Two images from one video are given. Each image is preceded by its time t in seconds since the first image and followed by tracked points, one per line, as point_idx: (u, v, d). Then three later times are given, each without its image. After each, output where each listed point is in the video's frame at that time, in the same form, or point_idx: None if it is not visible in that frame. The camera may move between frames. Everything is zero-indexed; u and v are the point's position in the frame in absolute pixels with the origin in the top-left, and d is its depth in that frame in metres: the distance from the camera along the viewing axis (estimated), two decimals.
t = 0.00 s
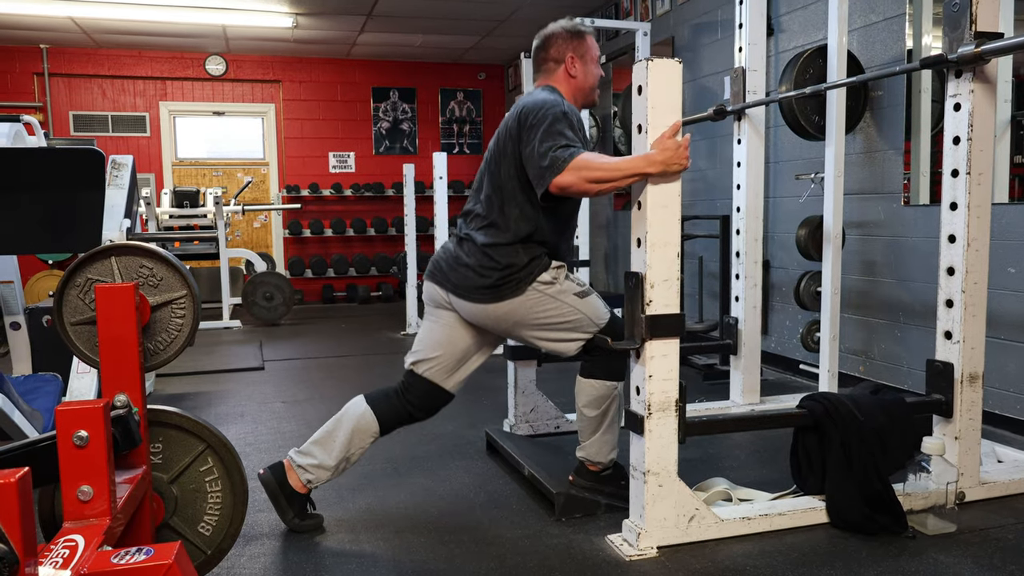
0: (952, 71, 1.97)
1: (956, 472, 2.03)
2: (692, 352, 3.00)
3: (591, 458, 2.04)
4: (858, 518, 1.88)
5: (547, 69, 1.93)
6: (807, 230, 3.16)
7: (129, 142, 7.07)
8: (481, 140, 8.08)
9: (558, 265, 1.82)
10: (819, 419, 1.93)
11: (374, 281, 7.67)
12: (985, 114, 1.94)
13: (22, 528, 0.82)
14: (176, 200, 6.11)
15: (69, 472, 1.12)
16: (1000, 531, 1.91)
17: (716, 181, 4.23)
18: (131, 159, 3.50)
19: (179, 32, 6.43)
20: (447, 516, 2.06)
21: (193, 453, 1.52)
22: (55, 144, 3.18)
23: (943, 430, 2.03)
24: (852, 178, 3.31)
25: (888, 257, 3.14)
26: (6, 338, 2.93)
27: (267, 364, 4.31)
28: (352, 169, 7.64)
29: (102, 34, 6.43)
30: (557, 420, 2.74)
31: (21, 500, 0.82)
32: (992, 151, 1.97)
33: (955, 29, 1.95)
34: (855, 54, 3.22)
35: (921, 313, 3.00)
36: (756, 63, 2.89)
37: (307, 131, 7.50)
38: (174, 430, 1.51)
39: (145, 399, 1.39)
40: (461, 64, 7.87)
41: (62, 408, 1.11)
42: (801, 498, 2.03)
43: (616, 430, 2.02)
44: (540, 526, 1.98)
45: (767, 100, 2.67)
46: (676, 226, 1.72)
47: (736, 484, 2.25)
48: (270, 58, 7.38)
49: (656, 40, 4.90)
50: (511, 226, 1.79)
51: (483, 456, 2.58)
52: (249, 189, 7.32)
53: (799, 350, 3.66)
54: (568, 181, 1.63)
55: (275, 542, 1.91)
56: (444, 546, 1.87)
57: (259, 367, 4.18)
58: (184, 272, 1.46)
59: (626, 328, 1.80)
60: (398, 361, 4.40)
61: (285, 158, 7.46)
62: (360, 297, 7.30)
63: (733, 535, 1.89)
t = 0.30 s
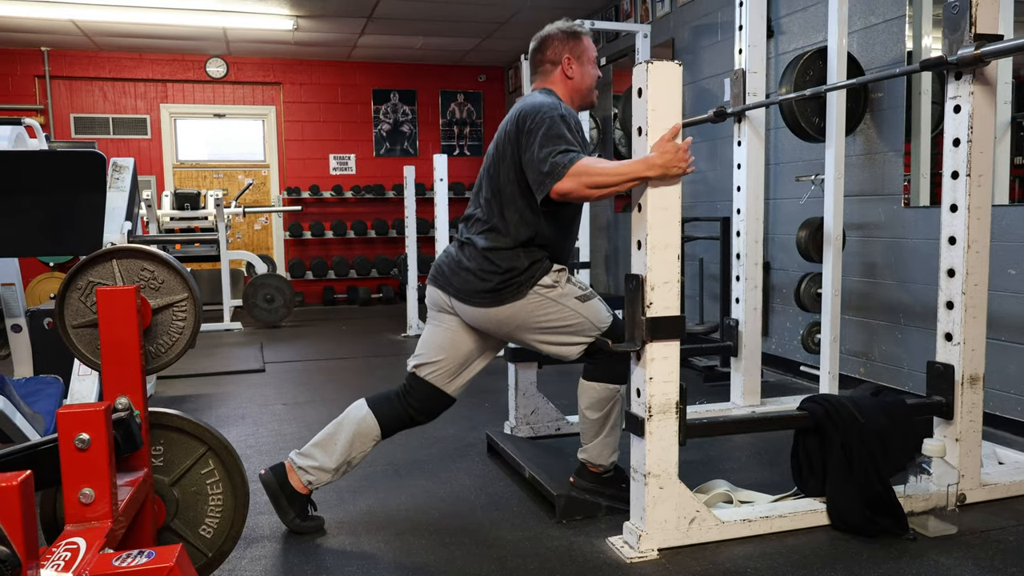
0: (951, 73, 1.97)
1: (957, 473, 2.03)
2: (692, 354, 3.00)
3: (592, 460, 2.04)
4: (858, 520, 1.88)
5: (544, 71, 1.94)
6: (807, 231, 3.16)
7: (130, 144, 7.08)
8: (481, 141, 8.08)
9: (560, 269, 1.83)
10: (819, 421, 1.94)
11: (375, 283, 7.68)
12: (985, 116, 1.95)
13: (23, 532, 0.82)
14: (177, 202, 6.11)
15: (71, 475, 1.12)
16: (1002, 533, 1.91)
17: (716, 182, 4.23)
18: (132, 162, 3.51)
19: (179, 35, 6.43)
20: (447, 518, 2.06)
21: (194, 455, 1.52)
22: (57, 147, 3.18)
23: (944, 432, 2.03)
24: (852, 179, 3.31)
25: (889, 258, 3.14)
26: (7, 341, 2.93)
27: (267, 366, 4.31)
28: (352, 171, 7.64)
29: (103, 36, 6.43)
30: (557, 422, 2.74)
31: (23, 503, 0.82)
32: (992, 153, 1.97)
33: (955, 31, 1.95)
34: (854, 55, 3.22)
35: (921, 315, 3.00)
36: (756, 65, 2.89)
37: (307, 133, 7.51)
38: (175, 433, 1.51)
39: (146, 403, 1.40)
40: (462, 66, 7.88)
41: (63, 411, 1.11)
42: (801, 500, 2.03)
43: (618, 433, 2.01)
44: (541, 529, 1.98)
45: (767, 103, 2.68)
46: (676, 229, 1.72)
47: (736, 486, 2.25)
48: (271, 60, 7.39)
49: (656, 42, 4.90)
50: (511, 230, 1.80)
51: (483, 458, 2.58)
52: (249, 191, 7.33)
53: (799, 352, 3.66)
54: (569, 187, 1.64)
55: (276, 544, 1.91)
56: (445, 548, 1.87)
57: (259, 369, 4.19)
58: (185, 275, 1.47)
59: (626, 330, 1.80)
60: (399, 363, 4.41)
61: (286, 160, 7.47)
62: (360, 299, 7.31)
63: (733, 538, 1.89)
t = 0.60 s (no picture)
0: (952, 73, 1.97)
1: (957, 472, 2.03)
2: (692, 353, 3.00)
3: (592, 458, 2.04)
4: (858, 519, 1.88)
5: (549, 110, 1.96)
6: (807, 231, 3.16)
7: (131, 144, 7.08)
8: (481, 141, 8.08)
9: (558, 293, 1.85)
10: (819, 419, 1.94)
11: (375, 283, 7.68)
12: (985, 115, 1.95)
13: (24, 530, 0.82)
14: (177, 202, 6.11)
15: (72, 474, 1.13)
16: (1001, 532, 1.91)
17: (716, 182, 4.23)
18: (133, 161, 3.51)
19: (180, 35, 6.44)
20: (448, 517, 2.07)
21: (195, 454, 1.52)
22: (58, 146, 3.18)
23: (944, 430, 2.03)
24: (852, 179, 3.31)
25: (889, 257, 3.14)
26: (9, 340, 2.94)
27: (268, 366, 4.32)
28: (352, 170, 7.64)
29: (104, 36, 6.44)
30: (558, 421, 2.74)
31: (24, 502, 0.83)
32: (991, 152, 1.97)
33: (954, 30, 1.95)
34: (855, 54, 3.22)
35: (921, 314, 3.01)
36: (755, 64, 2.89)
37: (308, 133, 7.51)
38: (177, 432, 1.52)
39: (148, 401, 1.40)
40: (462, 65, 7.88)
41: (65, 410, 1.12)
42: (801, 499, 2.04)
43: (622, 432, 2.02)
44: (541, 528, 1.99)
45: (767, 102, 2.68)
46: (676, 228, 1.72)
47: (736, 485, 2.26)
48: (271, 60, 7.39)
49: (656, 41, 4.90)
50: (510, 266, 1.82)
51: (483, 457, 2.59)
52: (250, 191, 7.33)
53: (799, 351, 3.66)
54: (576, 210, 1.66)
55: (277, 543, 1.91)
56: (445, 547, 1.87)
57: (260, 368, 4.19)
58: (186, 274, 1.47)
59: (626, 329, 1.81)
60: (399, 362, 4.41)
61: (286, 160, 7.47)
62: (360, 298, 7.31)
63: (733, 536, 1.89)
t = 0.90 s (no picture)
0: (951, 71, 1.97)
1: (956, 471, 2.03)
2: (691, 352, 3.01)
3: (593, 456, 2.04)
4: (857, 517, 1.88)
5: (549, 142, 1.98)
6: (807, 229, 3.16)
7: (130, 144, 7.08)
8: (481, 140, 8.08)
9: (559, 316, 1.91)
10: (819, 418, 1.93)
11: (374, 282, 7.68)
12: (984, 113, 1.95)
13: (23, 529, 0.82)
14: (177, 201, 6.11)
15: (70, 472, 1.13)
16: (1000, 531, 1.91)
17: (716, 180, 4.23)
18: (133, 161, 3.51)
19: (179, 34, 6.43)
20: (446, 516, 2.07)
21: (194, 453, 1.52)
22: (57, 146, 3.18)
23: (943, 429, 2.03)
24: (851, 177, 3.31)
25: (888, 256, 3.14)
26: (8, 340, 2.94)
27: (267, 365, 4.32)
28: (352, 169, 7.64)
29: (103, 36, 6.43)
30: (557, 420, 2.74)
31: (22, 501, 0.83)
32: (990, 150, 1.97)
33: (954, 29, 1.95)
34: (854, 53, 3.22)
35: (921, 312, 3.01)
36: (754, 63, 2.90)
37: (307, 132, 7.50)
38: (175, 430, 1.52)
39: (146, 400, 1.40)
40: (461, 64, 7.88)
41: (63, 409, 1.12)
42: (801, 497, 2.04)
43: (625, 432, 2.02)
44: (541, 526, 1.99)
45: (767, 100, 2.67)
46: (675, 227, 1.72)
47: (736, 483, 2.26)
48: (270, 59, 7.39)
49: (656, 40, 4.90)
50: (516, 300, 1.87)
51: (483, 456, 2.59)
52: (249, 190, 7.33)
53: (798, 349, 3.67)
54: (582, 220, 1.66)
55: (277, 542, 1.91)
56: (445, 546, 1.87)
57: (259, 367, 4.19)
58: (185, 273, 1.47)
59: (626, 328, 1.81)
60: (399, 361, 4.41)
61: (285, 159, 7.47)
62: (360, 298, 7.32)
63: (733, 534, 1.89)
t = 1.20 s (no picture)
0: (949, 71, 1.97)
1: (955, 470, 2.03)
2: (691, 352, 3.01)
3: (594, 456, 2.05)
4: (857, 516, 1.88)
5: (549, 137, 1.98)
6: (806, 229, 3.16)
7: (129, 144, 7.08)
8: (480, 140, 8.08)
9: (562, 311, 1.88)
10: (818, 417, 1.93)
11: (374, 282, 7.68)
12: (982, 113, 1.95)
13: (23, 530, 0.82)
14: (176, 202, 6.10)
15: (70, 473, 1.13)
16: (1000, 530, 1.91)
17: (715, 180, 4.23)
18: (132, 162, 3.51)
19: (178, 34, 6.43)
20: (446, 516, 2.06)
21: (193, 453, 1.52)
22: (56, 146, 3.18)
23: (942, 428, 2.04)
24: (851, 177, 3.31)
25: (888, 255, 3.14)
26: (8, 341, 2.94)
27: (267, 365, 4.31)
28: (351, 170, 7.65)
29: (102, 36, 6.43)
30: (557, 420, 2.74)
31: (21, 501, 0.82)
32: (989, 150, 1.98)
33: (952, 28, 1.95)
34: (853, 52, 3.22)
35: (920, 312, 3.01)
36: (754, 63, 2.90)
37: (306, 132, 7.51)
38: (175, 431, 1.52)
39: (146, 401, 1.40)
40: (461, 65, 7.88)
41: (62, 409, 1.12)
42: (800, 497, 2.04)
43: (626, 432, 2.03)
44: (540, 526, 1.99)
45: (766, 99, 2.68)
46: (675, 227, 1.72)
47: (736, 483, 2.26)
48: (270, 60, 7.39)
49: (655, 40, 4.90)
50: (518, 293, 1.83)
51: (483, 456, 2.59)
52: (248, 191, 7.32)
53: (798, 349, 3.67)
54: (578, 217, 1.66)
55: (277, 543, 1.91)
56: (445, 546, 1.87)
57: (259, 368, 4.19)
58: (184, 274, 1.47)
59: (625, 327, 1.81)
60: (399, 361, 4.41)
61: (285, 159, 7.47)
62: (359, 298, 7.31)
63: (733, 534, 1.89)
